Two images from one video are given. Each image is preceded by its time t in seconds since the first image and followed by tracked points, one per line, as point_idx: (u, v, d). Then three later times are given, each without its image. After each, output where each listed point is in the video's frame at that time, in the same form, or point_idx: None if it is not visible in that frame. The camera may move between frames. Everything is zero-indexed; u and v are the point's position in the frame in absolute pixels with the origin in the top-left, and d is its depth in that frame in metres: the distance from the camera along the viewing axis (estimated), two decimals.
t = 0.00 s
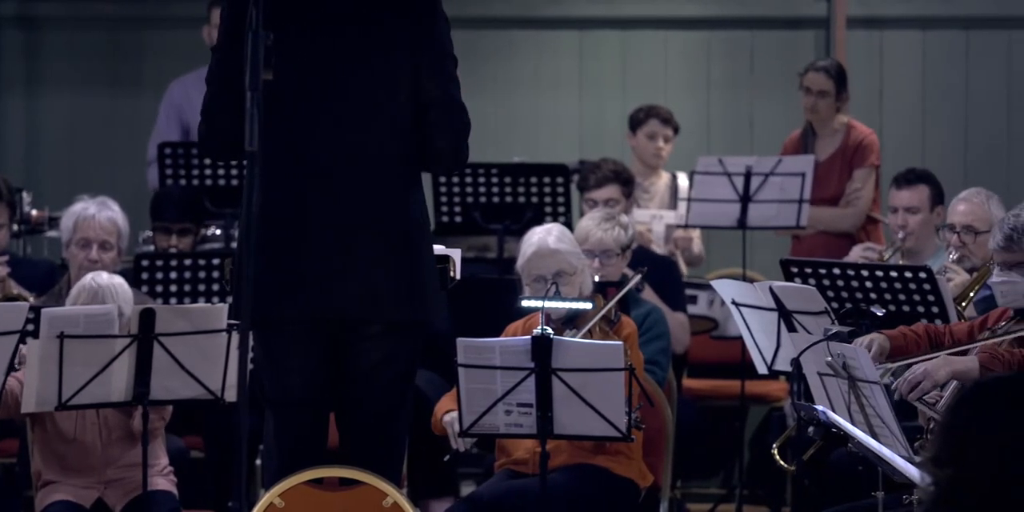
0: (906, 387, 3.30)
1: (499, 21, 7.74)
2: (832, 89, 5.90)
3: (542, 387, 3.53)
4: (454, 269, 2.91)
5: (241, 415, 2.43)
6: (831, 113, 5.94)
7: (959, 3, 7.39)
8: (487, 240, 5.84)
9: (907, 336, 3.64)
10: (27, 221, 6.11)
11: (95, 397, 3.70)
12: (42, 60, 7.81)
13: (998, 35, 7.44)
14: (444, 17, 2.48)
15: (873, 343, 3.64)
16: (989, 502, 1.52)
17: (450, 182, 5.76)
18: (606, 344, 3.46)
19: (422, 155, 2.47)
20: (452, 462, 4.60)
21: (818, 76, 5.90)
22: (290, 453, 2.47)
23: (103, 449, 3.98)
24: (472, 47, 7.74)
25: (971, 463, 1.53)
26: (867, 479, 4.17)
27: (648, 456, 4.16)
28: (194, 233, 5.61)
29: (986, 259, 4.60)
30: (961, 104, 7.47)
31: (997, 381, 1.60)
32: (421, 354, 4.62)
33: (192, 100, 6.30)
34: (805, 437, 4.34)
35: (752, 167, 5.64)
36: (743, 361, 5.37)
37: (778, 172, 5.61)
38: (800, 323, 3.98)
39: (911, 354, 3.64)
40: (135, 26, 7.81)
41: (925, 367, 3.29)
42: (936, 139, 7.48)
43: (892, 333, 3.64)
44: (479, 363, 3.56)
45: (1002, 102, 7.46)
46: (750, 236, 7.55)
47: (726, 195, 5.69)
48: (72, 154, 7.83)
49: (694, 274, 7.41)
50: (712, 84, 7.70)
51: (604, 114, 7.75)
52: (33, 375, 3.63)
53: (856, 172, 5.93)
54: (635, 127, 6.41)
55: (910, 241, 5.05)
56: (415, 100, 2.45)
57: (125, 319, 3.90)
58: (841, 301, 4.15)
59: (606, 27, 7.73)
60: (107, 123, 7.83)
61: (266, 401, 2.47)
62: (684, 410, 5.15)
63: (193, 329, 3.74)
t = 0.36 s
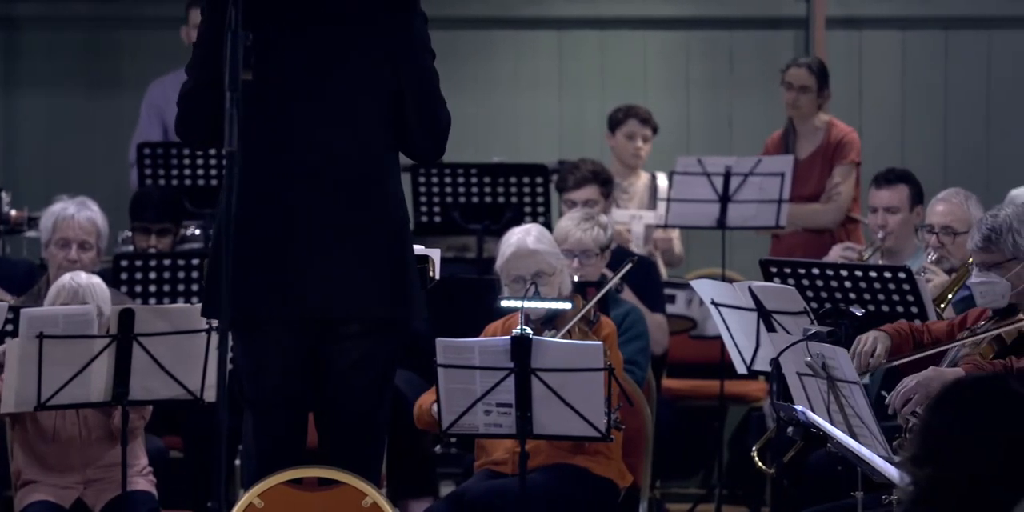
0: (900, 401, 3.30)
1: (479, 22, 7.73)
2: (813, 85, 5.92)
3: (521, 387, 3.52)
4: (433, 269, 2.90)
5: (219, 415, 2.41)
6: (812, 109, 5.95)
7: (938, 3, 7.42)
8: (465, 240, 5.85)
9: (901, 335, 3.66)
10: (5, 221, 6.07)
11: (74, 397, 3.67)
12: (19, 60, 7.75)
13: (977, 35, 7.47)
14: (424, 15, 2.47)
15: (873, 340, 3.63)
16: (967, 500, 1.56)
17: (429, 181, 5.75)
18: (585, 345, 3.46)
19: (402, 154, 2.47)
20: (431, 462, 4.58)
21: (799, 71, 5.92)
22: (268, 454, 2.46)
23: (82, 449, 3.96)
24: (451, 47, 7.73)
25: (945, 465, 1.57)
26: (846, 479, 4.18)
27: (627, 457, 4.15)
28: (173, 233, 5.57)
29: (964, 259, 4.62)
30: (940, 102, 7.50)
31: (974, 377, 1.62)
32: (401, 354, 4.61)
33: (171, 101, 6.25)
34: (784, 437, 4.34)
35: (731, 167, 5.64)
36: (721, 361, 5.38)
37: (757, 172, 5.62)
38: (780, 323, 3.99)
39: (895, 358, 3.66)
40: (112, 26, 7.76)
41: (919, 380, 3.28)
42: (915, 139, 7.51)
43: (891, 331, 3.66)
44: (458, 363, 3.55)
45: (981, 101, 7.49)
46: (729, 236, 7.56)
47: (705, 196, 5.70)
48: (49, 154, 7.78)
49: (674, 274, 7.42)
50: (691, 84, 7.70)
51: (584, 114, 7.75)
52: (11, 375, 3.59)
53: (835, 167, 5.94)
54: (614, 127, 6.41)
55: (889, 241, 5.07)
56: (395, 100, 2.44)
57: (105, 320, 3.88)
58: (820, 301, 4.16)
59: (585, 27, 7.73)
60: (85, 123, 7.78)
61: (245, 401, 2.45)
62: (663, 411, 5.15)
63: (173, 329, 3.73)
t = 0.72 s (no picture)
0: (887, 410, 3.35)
1: (456, 22, 7.73)
2: (792, 82, 5.94)
3: (499, 388, 3.51)
4: (410, 269, 2.89)
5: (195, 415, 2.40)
6: (792, 106, 5.97)
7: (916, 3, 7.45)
8: (443, 240, 5.75)
9: (892, 332, 3.71)
10: None
11: (51, 397, 3.64)
12: None
13: (955, 35, 7.49)
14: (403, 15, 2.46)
15: (867, 335, 3.67)
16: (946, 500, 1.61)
17: (407, 181, 5.73)
18: (563, 345, 3.44)
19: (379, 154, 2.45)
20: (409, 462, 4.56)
21: (779, 69, 5.94)
22: (245, 454, 2.44)
23: (60, 450, 3.93)
24: (429, 48, 7.73)
25: (923, 466, 1.63)
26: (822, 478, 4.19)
27: (605, 457, 4.15)
28: (151, 233, 5.50)
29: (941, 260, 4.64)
30: (917, 101, 7.52)
31: (950, 380, 1.68)
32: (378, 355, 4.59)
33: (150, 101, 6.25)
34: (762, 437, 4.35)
35: (709, 167, 5.65)
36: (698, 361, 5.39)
37: (734, 172, 5.62)
38: (757, 323, 3.99)
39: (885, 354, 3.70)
40: (88, 26, 7.72)
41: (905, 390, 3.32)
42: (892, 138, 7.53)
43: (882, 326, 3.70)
44: (436, 363, 3.54)
45: (959, 101, 7.51)
46: (706, 237, 7.57)
47: (682, 196, 5.70)
48: (25, 154, 7.73)
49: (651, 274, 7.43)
50: (669, 84, 7.71)
51: (561, 114, 7.75)
52: None
53: (815, 165, 5.96)
54: (591, 127, 6.42)
55: (867, 241, 5.08)
56: (373, 99, 2.43)
57: (83, 321, 3.85)
58: (797, 301, 4.16)
59: (562, 27, 7.74)
60: (60, 123, 7.73)
61: (222, 401, 2.44)
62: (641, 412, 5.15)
63: (150, 329, 3.69)
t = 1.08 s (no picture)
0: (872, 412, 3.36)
1: (436, 22, 7.73)
2: (774, 81, 5.95)
3: (478, 387, 3.51)
4: (391, 270, 2.89)
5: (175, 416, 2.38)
6: (775, 104, 5.98)
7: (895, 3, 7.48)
8: (423, 240, 5.72)
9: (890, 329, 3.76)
10: None
11: (31, 397, 3.62)
12: None
13: (934, 35, 7.52)
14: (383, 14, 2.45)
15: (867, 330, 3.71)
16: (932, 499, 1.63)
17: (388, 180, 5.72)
18: (543, 345, 3.44)
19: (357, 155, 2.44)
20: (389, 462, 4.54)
21: (761, 68, 5.95)
22: (224, 454, 2.43)
23: (40, 450, 3.89)
24: (409, 48, 7.74)
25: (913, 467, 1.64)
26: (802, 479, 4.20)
27: (586, 457, 4.15)
28: (131, 233, 5.46)
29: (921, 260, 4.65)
30: (897, 100, 7.55)
31: (928, 379, 1.73)
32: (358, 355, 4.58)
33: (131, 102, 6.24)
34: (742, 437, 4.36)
35: (689, 167, 5.66)
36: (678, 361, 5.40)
37: (714, 172, 5.63)
38: (737, 323, 4.00)
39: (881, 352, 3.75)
40: (68, 26, 7.67)
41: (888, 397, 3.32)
42: (871, 138, 7.56)
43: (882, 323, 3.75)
44: (416, 363, 3.53)
45: (938, 100, 7.54)
46: (685, 237, 7.58)
47: (663, 195, 5.71)
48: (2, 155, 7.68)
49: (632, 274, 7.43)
50: (649, 83, 7.71)
51: (541, 114, 7.74)
52: None
53: (799, 163, 5.97)
54: (573, 127, 6.42)
55: (848, 241, 5.09)
56: (353, 99, 2.42)
57: (62, 321, 3.82)
58: (777, 301, 4.17)
59: (541, 27, 7.73)
60: (39, 124, 7.68)
61: (201, 402, 2.42)
62: (622, 411, 5.15)
63: (130, 330, 3.68)
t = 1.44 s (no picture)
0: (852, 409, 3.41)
1: (418, 21, 7.73)
2: (756, 80, 5.96)
3: (459, 387, 3.50)
4: (372, 269, 2.88)
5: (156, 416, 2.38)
6: (757, 104, 6.00)
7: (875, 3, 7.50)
8: (404, 240, 5.72)
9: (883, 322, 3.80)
10: None
11: (12, 397, 3.60)
12: None
13: (914, 35, 7.55)
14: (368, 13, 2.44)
15: (863, 325, 3.75)
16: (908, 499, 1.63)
17: (369, 180, 5.71)
18: (525, 345, 3.44)
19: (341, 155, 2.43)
20: (371, 461, 4.53)
21: (743, 68, 5.96)
22: (205, 454, 2.42)
23: (20, 450, 3.87)
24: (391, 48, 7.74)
25: (893, 463, 1.65)
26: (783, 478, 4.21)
27: (566, 457, 4.15)
28: (112, 233, 5.44)
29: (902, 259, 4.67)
30: (879, 100, 7.57)
31: (907, 381, 1.75)
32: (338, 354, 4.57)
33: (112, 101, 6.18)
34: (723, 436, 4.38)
35: (670, 167, 5.67)
36: (659, 361, 5.41)
37: (695, 172, 5.64)
38: (718, 323, 4.01)
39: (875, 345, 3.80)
40: (48, 25, 7.64)
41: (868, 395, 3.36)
42: (852, 138, 7.59)
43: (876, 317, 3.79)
44: (397, 363, 3.52)
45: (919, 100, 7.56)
46: (666, 237, 7.59)
47: (643, 195, 5.71)
48: None
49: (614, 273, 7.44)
50: (630, 84, 7.72)
51: (522, 114, 7.75)
52: None
53: (783, 163, 6.00)
54: (554, 127, 6.42)
55: (828, 240, 5.11)
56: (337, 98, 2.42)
57: (43, 321, 3.80)
58: (759, 301, 4.18)
59: (522, 27, 7.74)
60: (20, 124, 7.65)
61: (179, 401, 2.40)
62: (603, 411, 5.15)
63: (111, 329, 3.65)
